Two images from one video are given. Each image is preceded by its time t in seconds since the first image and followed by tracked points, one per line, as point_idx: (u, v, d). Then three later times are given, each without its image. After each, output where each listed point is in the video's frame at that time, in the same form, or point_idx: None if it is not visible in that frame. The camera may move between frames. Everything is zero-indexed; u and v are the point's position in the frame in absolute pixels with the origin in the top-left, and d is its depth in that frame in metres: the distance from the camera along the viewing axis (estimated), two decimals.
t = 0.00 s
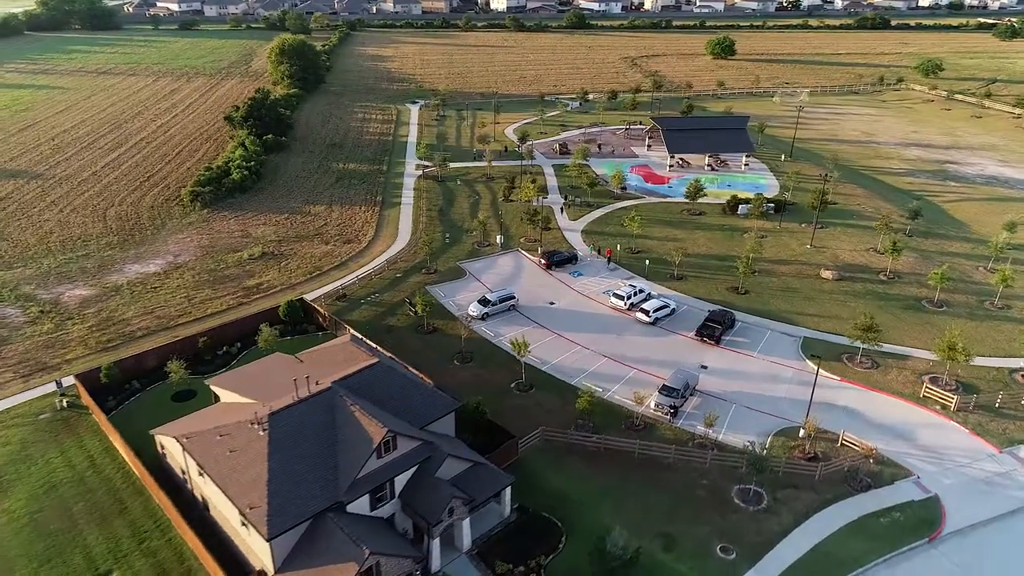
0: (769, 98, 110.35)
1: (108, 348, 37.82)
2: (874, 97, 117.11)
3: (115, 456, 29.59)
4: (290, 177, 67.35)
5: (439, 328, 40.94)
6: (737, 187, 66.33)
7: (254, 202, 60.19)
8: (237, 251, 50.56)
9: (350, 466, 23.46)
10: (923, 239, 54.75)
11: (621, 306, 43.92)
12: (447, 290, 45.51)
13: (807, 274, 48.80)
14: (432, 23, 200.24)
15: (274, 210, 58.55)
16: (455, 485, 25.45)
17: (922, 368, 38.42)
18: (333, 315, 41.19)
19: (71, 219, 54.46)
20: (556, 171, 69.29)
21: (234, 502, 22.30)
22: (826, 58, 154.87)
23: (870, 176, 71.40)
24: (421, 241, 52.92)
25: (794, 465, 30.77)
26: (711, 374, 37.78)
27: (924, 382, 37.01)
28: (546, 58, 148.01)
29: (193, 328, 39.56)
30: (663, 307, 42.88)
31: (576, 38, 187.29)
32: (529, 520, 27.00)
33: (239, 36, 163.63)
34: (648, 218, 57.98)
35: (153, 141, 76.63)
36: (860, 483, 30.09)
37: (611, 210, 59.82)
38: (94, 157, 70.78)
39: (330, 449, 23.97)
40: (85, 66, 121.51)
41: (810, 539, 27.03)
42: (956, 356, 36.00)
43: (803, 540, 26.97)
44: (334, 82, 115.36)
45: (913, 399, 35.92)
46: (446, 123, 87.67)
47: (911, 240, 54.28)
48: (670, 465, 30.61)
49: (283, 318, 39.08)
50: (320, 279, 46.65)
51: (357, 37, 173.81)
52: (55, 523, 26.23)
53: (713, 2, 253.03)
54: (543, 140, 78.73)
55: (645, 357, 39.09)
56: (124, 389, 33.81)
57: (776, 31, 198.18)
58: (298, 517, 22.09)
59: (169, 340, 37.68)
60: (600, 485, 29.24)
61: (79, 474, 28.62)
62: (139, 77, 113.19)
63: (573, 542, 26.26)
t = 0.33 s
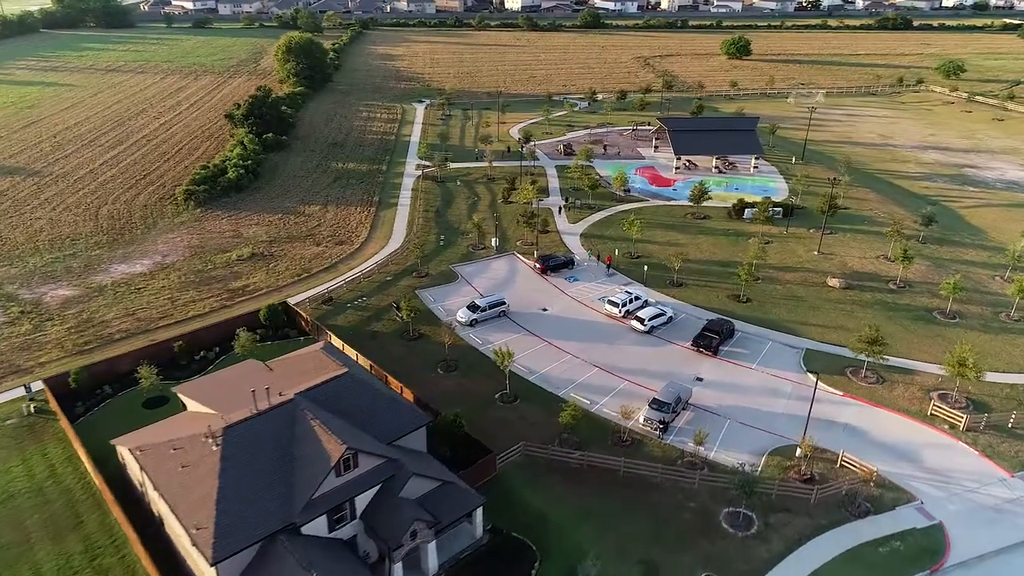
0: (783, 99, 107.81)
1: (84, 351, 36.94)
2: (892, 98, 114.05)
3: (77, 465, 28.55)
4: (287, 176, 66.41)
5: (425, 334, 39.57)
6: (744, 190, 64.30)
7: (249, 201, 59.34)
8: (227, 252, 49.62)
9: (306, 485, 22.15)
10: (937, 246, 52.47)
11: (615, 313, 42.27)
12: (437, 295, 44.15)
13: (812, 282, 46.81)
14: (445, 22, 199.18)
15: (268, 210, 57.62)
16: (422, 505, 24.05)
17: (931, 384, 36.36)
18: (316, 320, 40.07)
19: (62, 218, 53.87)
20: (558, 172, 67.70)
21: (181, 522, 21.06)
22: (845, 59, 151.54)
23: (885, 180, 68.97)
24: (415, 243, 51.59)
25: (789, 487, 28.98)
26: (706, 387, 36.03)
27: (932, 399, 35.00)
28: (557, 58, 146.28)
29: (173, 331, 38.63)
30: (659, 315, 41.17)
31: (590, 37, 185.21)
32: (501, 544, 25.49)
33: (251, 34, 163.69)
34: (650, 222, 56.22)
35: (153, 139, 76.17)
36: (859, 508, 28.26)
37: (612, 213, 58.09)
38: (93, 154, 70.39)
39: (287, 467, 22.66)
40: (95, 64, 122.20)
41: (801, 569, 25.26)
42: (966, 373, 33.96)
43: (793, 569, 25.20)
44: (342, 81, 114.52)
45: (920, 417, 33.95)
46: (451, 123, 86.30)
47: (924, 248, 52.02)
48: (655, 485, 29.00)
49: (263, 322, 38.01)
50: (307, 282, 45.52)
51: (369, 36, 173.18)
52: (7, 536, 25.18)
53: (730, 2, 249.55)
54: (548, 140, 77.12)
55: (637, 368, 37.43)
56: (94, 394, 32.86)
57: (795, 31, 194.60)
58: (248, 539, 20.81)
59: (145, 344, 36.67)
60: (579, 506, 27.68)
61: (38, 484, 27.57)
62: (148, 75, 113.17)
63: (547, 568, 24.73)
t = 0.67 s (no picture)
0: (795, 100, 105.38)
1: (56, 354, 35.98)
2: (908, 99, 111.19)
3: (33, 476, 27.45)
4: (282, 176, 65.38)
5: (408, 341, 38.18)
6: (749, 193, 62.35)
7: (240, 201, 58.35)
8: (213, 252, 48.63)
9: (254, 506, 20.88)
10: (949, 254, 50.31)
11: (607, 321, 40.67)
12: (423, 300, 42.77)
13: (816, 290, 44.89)
14: (456, 21, 197.97)
15: (259, 210, 56.59)
16: (381, 528, 22.68)
17: (937, 400, 34.41)
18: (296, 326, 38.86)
19: (51, 216, 53.19)
20: (558, 173, 66.06)
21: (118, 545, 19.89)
22: (861, 59, 148.47)
23: (897, 183, 66.68)
24: (405, 246, 50.22)
25: (779, 511, 27.24)
26: (698, 400, 34.34)
27: (937, 417, 33.08)
28: (566, 57, 144.50)
29: (148, 335, 37.60)
30: (652, 323, 39.52)
31: (601, 36, 183.05)
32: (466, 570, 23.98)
33: (260, 33, 163.41)
34: (649, 225, 54.50)
35: (152, 137, 75.54)
36: (853, 535, 26.46)
37: (611, 215, 56.39)
38: (89, 152, 69.85)
39: (236, 486, 21.44)
40: (102, 61, 122.27)
41: None
42: (974, 390, 31.97)
43: None
44: (347, 79, 113.57)
45: (923, 436, 32.05)
46: (452, 122, 84.91)
47: (935, 255, 49.90)
48: (637, 507, 27.38)
49: (239, 327, 36.90)
50: (291, 285, 44.35)
51: (378, 35, 172.35)
52: None
53: (746, 1, 246.36)
54: (550, 141, 75.53)
55: (626, 379, 35.80)
56: (59, 401, 31.84)
57: (810, 31, 191.28)
58: (186, 564, 19.61)
59: (117, 348, 35.63)
60: (554, 529, 26.13)
61: None
62: (153, 72, 112.93)
63: None
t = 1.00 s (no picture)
0: (804, 100, 103.02)
1: (21, 359, 34.87)
2: (921, 101, 108.47)
3: None
4: (273, 176, 64.25)
5: (385, 349, 36.73)
6: (751, 197, 60.45)
7: (228, 201, 57.28)
8: (194, 254, 47.54)
9: (190, 531, 19.53)
10: (957, 261, 48.22)
11: (594, 329, 39.05)
12: (405, 306, 41.33)
13: (815, 299, 43.04)
14: (463, 20, 196.64)
15: (246, 210, 55.47)
16: (332, 554, 21.36)
17: (939, 418, 32.52)
18: (270, 332, 37.61)
19: (34, 216, 52.37)
20: (555, 175, 64.44)
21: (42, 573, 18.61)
22: (873, 59, 145.54)
23: (905, 187, 64.49)
24: (391, 249, 48.83)
25: (764, 538, 25.52)
26: (685, 416, 32.66)
27: (938, 437, 31.22)
28: (572, 56, 142.73)
29: (118, 340, 36.47)
30: (641, 333, 37.87)
31: (609, 36, 180.93)
32: None
33: (266, 31, 162.88)
34: (645, 229, 52.76)
35: (146, 135, 74.71)
36: (843, 565, 24.70)
37: (606, 218, 54.72)
38: (81, 151, 69.12)
39: (173, 509, 20.11)
40: (106, 59, 122.04)
41: None
42: (977, 409, 30.08)
43: None
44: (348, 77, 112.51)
45: (922, 456, 30.20)
46: (451, 122, 83.49)
47: (942, 263, 47.84)
48: (612, 532, 25.76)
49: (210, 334, 35.76)
50: (271, 288, 43.14)
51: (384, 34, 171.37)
52: None
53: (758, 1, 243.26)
54: (548, 141, 73.93)
55: (611, 392, 34.16)
56: (17, 409, 30.71)
57: (823, 31, 188.31)
58: None
59: (83, 353, 34.49)
60: (521, 555, 24.56)
61: None
62: (155, 71, 112.40)
63: None
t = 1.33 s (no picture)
0: (807, 100, 100.93)
1: None
2: (928, 101, 106.12)
3: None
4: (259, 176, 63.02)
5: (356, 358, 35.27)
6: (748, 200, 58.67)
7: (211, 202, 56.04)
8: (169, 257, 46.27)
9: (111, 562, 18.25)
10: (960, 268, 46.33)
11: (576, 338, 37.45)
12: (381, 312, 39.88)
13: (809, 307, 41.31)
14: (467, 18, 195.28)
15: (227, 212, 54.19)
16: None
17: (936, 437, 30.75)
18: (238, 340, 36.25)
19: (10, 216, 51.30)
20: (547, 176, 62.91)
21: None
22: (880, 58, 143.08)
23: (908, 190, 62.53)
24: (373, 252, 47.39)
25: (743, 567, 23.90)
26: (666, 432, 31.02)
27: (933, 457, 29.49)
28: (574, 56, 141.04)
29: (81, 346, 35.22)
30: (625, 343, 36.25)
31: (613, 35, 178.98)
32: None
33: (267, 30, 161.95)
34: (636, 233, 51.13)
35: (134, 134, 73.68)
36: None
37: (597, 221, 53.11)
38: (67, 150, 68.17)
39: (96, 537, 18.85)
40: (103, 58, 121.31)
41: None
42: (975, 428, 28.33)
43: None
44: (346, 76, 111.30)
45: (916, 477, 28.49)
46: (445, 122, 82.04)
47: (944, 270, 45.98)
48: (580, 559, 24.18)
49: (174, 341, 34.51)
50: (245, 293, 41.79)
51: (386, 32, 170.15)
52: None
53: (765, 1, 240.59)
54: (543, 142, 72.39)
55: (589, 406, 32.52)
56: None
57: (830, 30, 185.81)
58: None
59: (40, 361, 33.22)
60: None
61: None
62: (152, 70, 111.54)
63: None
